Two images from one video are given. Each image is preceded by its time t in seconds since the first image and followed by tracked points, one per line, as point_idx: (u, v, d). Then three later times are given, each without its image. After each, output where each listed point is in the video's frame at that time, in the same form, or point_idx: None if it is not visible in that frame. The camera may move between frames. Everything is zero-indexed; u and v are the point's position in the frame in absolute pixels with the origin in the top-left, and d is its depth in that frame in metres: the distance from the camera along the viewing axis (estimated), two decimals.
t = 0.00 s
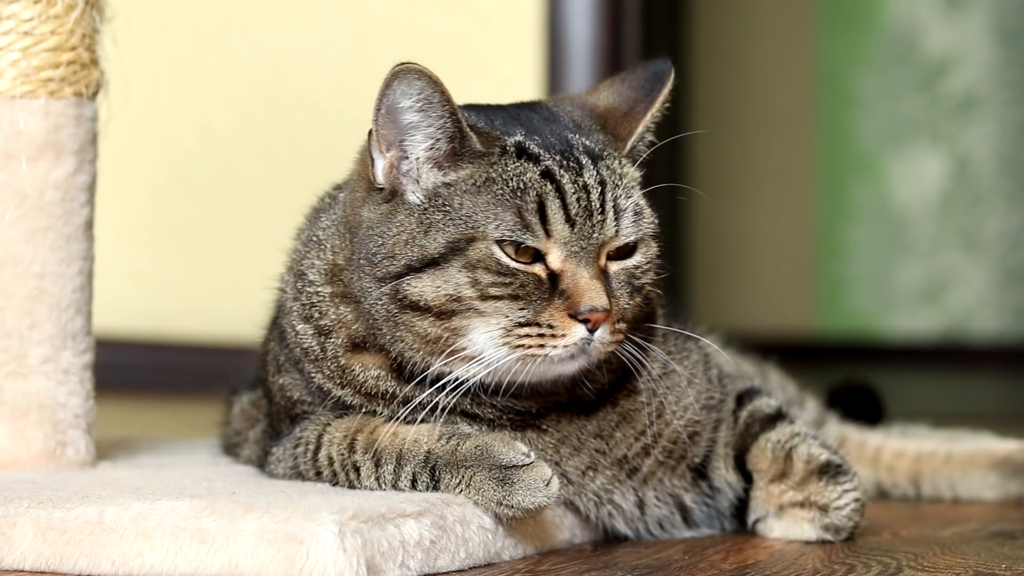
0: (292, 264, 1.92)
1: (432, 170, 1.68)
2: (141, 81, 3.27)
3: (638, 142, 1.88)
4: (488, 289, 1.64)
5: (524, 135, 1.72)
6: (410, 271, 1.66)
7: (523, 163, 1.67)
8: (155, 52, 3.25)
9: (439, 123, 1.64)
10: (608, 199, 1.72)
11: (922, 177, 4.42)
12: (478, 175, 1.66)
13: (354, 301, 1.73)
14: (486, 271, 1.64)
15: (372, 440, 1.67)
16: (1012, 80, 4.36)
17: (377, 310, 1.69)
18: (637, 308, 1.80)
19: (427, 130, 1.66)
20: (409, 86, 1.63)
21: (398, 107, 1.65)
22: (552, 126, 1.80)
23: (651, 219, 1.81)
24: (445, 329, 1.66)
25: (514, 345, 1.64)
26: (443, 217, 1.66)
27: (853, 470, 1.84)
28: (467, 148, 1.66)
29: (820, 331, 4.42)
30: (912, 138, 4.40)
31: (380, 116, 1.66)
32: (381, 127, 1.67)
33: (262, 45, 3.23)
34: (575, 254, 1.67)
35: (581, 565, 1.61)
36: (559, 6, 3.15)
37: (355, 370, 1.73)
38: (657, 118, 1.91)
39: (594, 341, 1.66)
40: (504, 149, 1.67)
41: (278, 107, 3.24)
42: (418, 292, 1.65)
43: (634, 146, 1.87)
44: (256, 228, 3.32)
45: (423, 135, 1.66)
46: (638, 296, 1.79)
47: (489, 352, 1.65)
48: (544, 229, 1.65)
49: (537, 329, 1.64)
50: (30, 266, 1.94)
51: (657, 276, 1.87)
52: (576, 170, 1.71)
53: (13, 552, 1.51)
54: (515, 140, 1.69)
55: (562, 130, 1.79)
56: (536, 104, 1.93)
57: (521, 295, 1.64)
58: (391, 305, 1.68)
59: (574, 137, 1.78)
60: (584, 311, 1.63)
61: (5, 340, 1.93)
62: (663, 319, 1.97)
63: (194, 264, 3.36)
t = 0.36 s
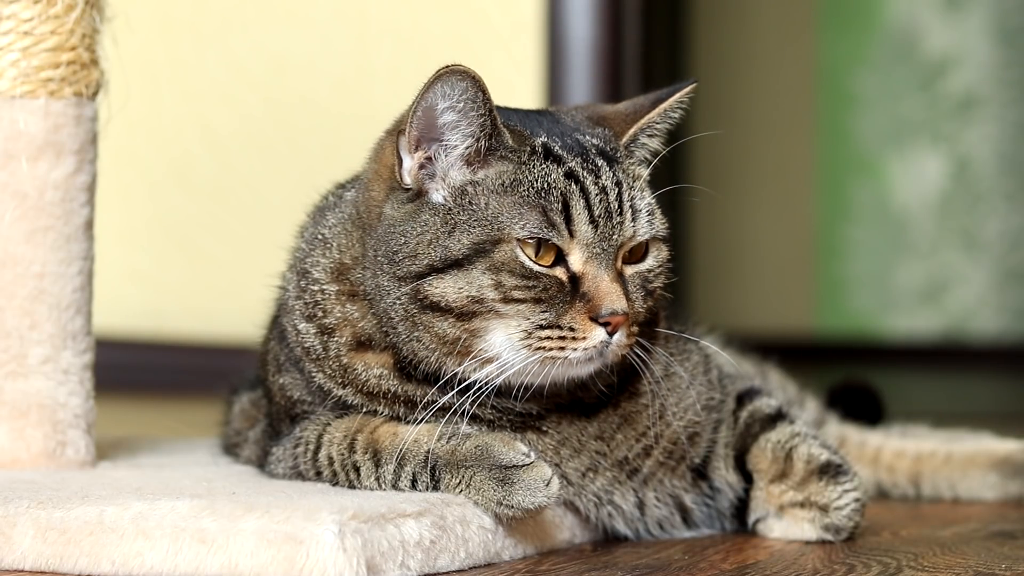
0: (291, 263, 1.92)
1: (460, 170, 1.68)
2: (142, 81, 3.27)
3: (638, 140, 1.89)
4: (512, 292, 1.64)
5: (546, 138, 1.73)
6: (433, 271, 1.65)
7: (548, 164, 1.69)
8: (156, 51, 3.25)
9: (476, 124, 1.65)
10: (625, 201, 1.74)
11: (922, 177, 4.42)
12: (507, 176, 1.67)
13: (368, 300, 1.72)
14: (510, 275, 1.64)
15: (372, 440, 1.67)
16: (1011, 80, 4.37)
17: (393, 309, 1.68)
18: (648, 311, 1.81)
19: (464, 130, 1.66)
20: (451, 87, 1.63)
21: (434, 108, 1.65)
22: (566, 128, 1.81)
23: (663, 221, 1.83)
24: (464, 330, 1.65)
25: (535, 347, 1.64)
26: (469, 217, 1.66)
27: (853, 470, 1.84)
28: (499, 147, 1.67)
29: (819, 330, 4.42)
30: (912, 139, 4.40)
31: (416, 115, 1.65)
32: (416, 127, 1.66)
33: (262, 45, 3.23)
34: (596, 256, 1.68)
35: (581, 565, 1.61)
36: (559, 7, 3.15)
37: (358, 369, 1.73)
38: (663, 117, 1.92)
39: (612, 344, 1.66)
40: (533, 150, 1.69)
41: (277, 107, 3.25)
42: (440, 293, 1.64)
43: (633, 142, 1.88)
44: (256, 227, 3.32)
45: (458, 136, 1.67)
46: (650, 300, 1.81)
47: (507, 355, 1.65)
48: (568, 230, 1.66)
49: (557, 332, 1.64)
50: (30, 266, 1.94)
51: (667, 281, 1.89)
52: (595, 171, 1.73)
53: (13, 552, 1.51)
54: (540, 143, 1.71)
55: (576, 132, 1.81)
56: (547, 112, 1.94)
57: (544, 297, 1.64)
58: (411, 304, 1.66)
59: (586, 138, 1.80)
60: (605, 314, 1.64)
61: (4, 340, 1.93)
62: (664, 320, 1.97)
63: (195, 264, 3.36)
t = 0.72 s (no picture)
0: (292, 263, 1.92)
1: (463, 171, 1.68)
2: (142, 81, 3.27)
3: (637, 141, 1.89)
4: (513, 294, 1.64)
5: (549, 139, 1.73)
6: (434, 272, 1.65)
7: (551, 165, 1.69)
8: (156, 51, 3.25)
9: (482, 125, 1.65)
10: (626, 203, 1.74)
11: (922, 176, 4.42)
12: (511, 176, 1.67)
13: (369, 300, 1.72)
14: (512, 277, 1.64)
15: (372, 440, 1.67)
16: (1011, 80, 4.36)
17: (394, 309, 1.68)
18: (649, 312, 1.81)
19: (470, 131, 1.66)
20: (456, 88, 1.63)
21: (439, 109, 1.65)
22: (568, 129, 1.81)
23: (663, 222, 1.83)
24: (465, 331, 1.65)
25: (536, 349, 1.64)
26: (471, 219, 1.66)
27: (853, 470, 1.84)
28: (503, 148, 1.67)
29: (819, 330, 4.42)
30: (913, 139, 4.40)
31: (421, 115, 1.65)
32: (420, 127, 1.66)
33: (263, 45, 3.23)
34: (597, 259, 1.68)
35: (581, 565, 1.61)
36: (559, 7, 3.15)
37: (359, 368, 1.73)
38: (662, 117, 1.92)
39: (612, 347, 1.66)
40: (537, 151, 1.69)
41: (277, 108, 3.24)
42: (441, 294, 1.64)
43: (632, 142, 1.88)
44: (256, 227, 3.32)
45: (463, 137, 1.67)
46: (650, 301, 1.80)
47: (508, 357, 1.66)
48: (571, 232, 1.66)
49: (558, 334, 1.64)
50: (30, 266, 1.94)
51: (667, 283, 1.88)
52: (597, 173, 1.73)
53: (13, 552, 1.51)
54: (544, 144, 1.71)
55: (579, 133, 1.81)
56: (546, 112, 1.93)
57: (546, 300, 1.65)
58: (411, 305, 1.66)
59: (588, 139, 1.80)
60: (605, 316, 1.64)
61: (5, 340, 1.93)
62: (665, 319, 1.97)
63: (195, 264, 3.36)
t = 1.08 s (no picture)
0: (291, 263, 1.92)
1: (464, 172, 1.68)
2: (142, 81, 3.27)
3: (637, 140, 1.89)
4: (513, 296, 1.64)
5: (550, 139, 1.73)
6: (434, 272, 1.65)
7: (553, 167, 1.69)
8: (156, 51, 3.25)
9: (483, 124, 1.65)
10: (626, 204, 1.75)
11: (922, 176, 4.42)
12: (512, 177, 1.67)
13: (369, 300, 1.72)
14: (512, 278, 1.64)
15: (372, 440, 1.67)
16: (1012, 80, 4.36)
17: (394, 309, 1.68)
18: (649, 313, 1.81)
19: (472, 131, 1.66)
20: (459, 88, 1.63)
21: (440, 109, 1.65)
22: (569, 130, 1.81)
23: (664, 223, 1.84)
24: (465, 331, 1.65)
25: (536, 350, 1.64)
26: (472, 220, 1.66)
27: (853, 470, 1.84)
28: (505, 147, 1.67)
29: (819, 330, 4.42)
30: (912, 138, 4.40)
31: (423, 115, 1.65)
32: (421, 127, 1.66)
33: (263, 45, 3.23)
34: (597, 260, 1.68)
35: (580, 565, 1.61)
36: (559, 7, 3.15)
37: (359, 368, 1.73)
38: (662, 119, 1.92)
39: (612, 348, 1.66)
40: (538, 152, 1.69)
41: (277, 108, 3.24)
42: (442, 294, 1.64)
43: (631, 142, 1.88)
44: (256, 227, 3.32)
45: (464, 138, 1.67)
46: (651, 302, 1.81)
47: (507, 357, 1.66)
48: (572, 233, 1.66)
49: (558, 335, 1.64)
50: (30, 266, 1.94)
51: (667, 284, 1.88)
52: (598, 174, 1.73)
53: (13, 552, 1.51)
54: (545, 145, 1.71)
55: (578, 133, 1.81)
56: (546, 113, 1.94)
57: (546, 301, 1.65)
58: (411, 305, 1.66)
59: (588, 139, 1.80)
60: (605, 318, 1.64)
61: (4, 340, 1.93)
62: (666, 320, 1.97)
63: (195, 264, 3.37)
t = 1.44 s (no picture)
0: (291, 263, 1.92)
1: (466, 171, 1.68)
2: (142, 81, 3.27)
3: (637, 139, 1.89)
4: (514, 296, 1.64)
5: (552, 139, 1.73)
6: (435, 272, 1.65)
7: (554, 167, 1.69)
8: (156, 51, 3.25)
9: (485, 124, 1.65)
10: (627, 204, 1.74)
11: (922, 177, 4.42)
12: (513, 177, 1.67)
13: (369, 300, 1.72)
14: (513, 278, 1.64)
15: (372, 440, 1.67)
16: (1011, 80, 4.36)
17: (395, 309, 1.68)
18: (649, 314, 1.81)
19: (474, 130, 1.66)
20: (461, 87, 1.63)
21: (442, 108, 1.65)
22: (572, 130, 1.81)
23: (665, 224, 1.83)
24: (466, 331, 1.65)
25: (536, 350, 1.64)
26: (473, 220, 1.66)
27: (853, 470, 1.84)
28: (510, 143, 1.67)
29: (819, 330, 4.42)
30: (912, 139, 4.40)
31: (425, 115, 1.65)
32: (423, 126, 1.66)
33: (263, 45, 3.23)
34: (598, 260, 1.68)
35: (580, 565, 1.61)
36: (559, 7, 3.15)
37: (359, 368, 1.73)
38: (662, 122, 1.93)
39: (613, 348, 1.66)
40: (539, 152, 1.69)
41: (278, 109, 3.24)
42: (442, 294, 1.64)
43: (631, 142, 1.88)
44: (256, 227, 3.32)
45: (466, 137, 1.67)
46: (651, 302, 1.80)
47: (508, 357, 1.66)
48: (573, 233, 1.66)
49: (558, 335, 1.64)
50: (30, 266, 1.94)
51: (667, 285, 1.88)
52: (599, 174, 1.73)
53: (13, 552, 1.51)
54: (546, 145, 1.71)
55: (579, 133, 1.81)
56: (546, 113, 1.94)
57: (546, 301, 1.64)
58: (412, 304, 1.66)
59: (589, 139, 1.80)
60: (606, 318, 1.64)
61: (4, 340, 1.93)
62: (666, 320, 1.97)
63: (195, 264, 3.37)
